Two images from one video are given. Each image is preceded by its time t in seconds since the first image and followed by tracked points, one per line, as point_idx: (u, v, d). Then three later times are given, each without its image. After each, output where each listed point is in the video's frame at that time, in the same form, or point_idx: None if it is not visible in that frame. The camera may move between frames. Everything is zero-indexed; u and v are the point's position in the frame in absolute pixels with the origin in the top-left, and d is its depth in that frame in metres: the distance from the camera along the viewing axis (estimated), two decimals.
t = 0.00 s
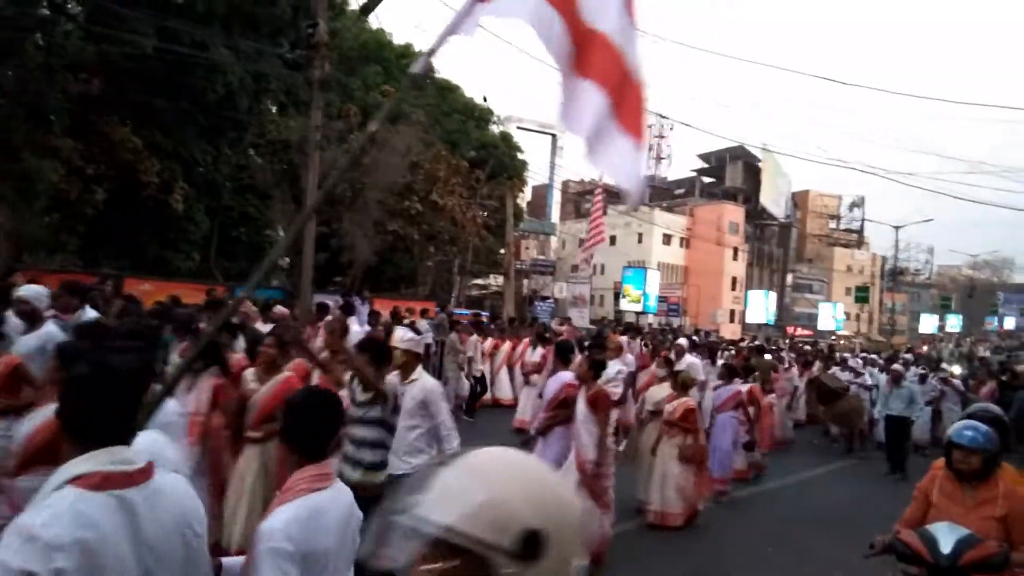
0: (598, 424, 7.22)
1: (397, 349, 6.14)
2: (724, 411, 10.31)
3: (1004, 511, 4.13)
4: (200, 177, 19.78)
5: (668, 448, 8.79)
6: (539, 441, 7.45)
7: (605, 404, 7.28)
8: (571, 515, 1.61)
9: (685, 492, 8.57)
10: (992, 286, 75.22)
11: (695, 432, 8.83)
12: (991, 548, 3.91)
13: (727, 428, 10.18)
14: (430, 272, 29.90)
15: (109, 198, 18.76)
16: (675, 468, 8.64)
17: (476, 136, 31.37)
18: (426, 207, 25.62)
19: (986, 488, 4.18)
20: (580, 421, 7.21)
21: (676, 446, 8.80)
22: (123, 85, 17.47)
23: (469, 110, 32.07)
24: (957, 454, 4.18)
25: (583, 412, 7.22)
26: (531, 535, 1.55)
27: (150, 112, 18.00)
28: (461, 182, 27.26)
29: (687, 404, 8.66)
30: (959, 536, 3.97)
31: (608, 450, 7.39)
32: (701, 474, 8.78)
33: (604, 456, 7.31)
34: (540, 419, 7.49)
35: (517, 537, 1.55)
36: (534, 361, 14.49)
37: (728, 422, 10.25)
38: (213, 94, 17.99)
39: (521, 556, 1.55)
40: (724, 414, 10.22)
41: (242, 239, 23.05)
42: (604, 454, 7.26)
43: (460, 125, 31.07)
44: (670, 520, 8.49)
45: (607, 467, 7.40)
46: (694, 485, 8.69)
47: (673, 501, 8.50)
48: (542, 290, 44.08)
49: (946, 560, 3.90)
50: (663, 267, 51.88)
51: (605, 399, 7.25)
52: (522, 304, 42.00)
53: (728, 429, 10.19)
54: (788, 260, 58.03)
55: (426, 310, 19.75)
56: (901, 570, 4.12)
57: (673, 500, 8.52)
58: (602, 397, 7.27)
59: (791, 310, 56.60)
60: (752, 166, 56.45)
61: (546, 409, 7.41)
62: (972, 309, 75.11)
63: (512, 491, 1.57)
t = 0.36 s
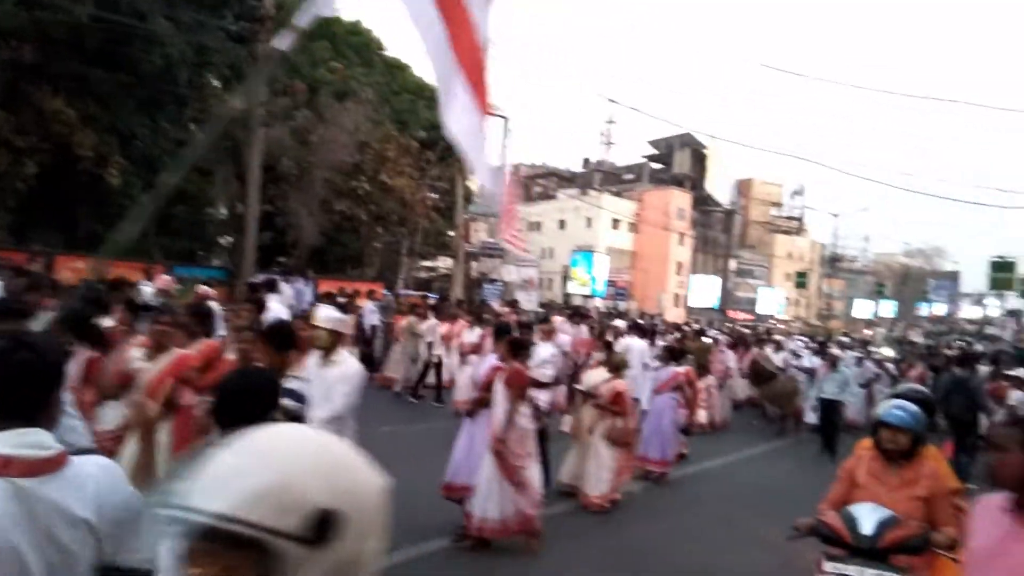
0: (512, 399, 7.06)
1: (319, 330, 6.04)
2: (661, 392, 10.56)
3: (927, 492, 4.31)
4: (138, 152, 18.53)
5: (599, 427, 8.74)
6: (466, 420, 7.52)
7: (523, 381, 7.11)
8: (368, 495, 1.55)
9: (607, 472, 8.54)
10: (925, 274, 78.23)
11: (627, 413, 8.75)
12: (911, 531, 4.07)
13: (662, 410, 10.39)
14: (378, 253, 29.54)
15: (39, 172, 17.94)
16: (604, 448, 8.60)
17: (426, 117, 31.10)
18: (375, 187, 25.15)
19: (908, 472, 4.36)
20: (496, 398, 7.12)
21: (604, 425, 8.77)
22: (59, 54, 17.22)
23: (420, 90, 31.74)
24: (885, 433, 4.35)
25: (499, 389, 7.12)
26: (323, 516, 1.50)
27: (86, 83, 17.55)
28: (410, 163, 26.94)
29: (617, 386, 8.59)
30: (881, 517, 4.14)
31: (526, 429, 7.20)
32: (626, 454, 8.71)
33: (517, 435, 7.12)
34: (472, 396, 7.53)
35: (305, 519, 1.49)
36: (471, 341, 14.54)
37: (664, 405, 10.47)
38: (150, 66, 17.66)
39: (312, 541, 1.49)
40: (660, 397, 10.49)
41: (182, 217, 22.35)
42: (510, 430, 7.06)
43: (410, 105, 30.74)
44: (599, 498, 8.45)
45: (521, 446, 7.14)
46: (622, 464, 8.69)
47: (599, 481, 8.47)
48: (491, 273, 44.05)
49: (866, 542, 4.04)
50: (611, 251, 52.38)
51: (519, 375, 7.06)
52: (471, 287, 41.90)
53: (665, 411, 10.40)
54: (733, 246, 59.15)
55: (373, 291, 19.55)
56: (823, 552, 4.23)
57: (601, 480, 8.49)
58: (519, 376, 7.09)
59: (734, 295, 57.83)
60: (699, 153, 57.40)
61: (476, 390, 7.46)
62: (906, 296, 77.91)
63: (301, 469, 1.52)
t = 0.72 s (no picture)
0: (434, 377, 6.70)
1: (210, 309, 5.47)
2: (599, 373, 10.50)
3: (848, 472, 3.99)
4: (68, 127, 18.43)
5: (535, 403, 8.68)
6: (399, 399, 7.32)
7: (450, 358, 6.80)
8: (162, 496, 1.17)
9: (544, 450, 8.39)
10: (859, 257, 81.00)
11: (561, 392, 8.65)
12: (828, 511, 3.77)
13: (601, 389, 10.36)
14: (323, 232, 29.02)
15: None
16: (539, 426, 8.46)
17: (371, 94, 30.52)
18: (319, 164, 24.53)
19: (828, 453, 4.04)
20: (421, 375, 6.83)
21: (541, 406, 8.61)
22: None
23: (365, 66, 31.23)
24: (806, 414, 4.05)
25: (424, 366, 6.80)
26: (85, 516, 1.10)
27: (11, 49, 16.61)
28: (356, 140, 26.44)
29: (549, 364, 8.62)
30: (796, 498, 3.81)
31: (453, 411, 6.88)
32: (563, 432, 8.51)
33: (438, 414, 6.74)
34: (405, 376, 7.45)
35: (59, 518, 1.09)
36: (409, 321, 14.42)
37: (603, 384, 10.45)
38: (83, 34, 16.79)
39: (70, 546, 1.10)
40: (598, 376, 10.44)
41: (117, 191, 21.49)
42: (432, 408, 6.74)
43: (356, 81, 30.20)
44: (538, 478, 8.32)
45: (443, 425, 6.78)
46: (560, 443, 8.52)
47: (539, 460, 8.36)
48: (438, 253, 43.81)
49: (784, 524, 3.73)
50: (557, 232, 52.54)
51: (443, 352, 6.75)
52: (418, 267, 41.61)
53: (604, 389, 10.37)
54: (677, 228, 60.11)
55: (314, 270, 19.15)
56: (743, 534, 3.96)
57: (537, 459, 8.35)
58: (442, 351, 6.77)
59: (677, 276, 58.78)
60: (645, 136, 57.96)
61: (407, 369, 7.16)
62: (841, 278, 80.61)
63: (45, 452, 1.12)
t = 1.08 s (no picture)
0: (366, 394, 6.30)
1: (108, 313, 4.83)
2: (535, 381, 10.29)
3: (765, 484, 3.85)
4: None
5: (476, 415, 8.50)
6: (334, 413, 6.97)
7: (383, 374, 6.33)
8: None
9: (486, 463, 8.41)
10: (797, 266, 83.29)
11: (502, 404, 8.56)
12: (739, 524, 3.58)
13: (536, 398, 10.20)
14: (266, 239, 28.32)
15: None
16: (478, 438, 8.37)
17: (317, 98, 29.99)
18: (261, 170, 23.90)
19: (747, 465, 3.88)
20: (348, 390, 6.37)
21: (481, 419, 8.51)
22: None
23: (310, 70, 30.66)
24: (723, 424, 3.88)
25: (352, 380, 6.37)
26: None
27: None
28: (301, 145, 25.86)
29: (491, 377, 8.45)
30: (706, 515, 3.61)
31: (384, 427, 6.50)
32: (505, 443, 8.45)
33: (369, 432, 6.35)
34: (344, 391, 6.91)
35: None
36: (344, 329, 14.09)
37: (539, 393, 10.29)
38: (12, 32, 15.81)
39: None
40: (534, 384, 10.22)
41: (48, 196, 20.45)
42: (371, 426, 6.33)
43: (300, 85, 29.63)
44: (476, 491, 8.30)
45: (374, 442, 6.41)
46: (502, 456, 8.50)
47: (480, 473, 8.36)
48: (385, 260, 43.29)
49: (693, 540, 3.55)
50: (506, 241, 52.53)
51: (373, 366, 6.24)
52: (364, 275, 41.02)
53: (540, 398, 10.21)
54: (623, 237, 60.48)
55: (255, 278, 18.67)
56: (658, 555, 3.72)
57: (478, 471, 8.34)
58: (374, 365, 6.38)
59: (624, 285, 59.37)
60: (592, 145, 58.49)
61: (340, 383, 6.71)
62: (781, 286, 82.66)
63: None
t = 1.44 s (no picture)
0: (329, 401, 6.16)
1: (38, 316, 4.35)
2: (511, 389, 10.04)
3: (722, 492, 3.45)
4: None
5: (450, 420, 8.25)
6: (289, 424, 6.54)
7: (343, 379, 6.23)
8: None
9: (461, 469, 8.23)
10: (777, 272, 83.90)
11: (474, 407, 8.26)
12: (686, 540, 2.97)
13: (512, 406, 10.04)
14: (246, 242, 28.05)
15: None
16: (453, 442, 8.21)
17: (298, 102, 29.77)
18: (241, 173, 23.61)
19: (704, 473, 3.47)
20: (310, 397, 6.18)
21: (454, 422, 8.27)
22: None
23: (292, 74, 30.48)
24: (680, 433, 3.45)
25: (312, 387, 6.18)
26: None
27: None
28: (282, 149, 25.67)
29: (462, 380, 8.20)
30: (652, 524, 3.04)
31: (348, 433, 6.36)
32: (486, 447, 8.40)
33: (336, 439, 6.20)
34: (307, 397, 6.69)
35: None
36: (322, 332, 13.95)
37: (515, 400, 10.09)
38: None
39: None
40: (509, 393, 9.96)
41: (23, 199, 20.13)
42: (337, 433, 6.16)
43: (281, 88, 29.42)
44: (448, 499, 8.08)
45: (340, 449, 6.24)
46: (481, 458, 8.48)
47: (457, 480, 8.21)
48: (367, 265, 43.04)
49: (634, 558, 2.93)
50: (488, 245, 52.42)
51: (334, 371, 6.15)
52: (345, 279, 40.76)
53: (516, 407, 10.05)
54: (605, 242, 60.59)
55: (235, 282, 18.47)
56: None
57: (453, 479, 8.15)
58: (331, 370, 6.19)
59: (606, 290, 59.45)
60: (574, 151, 58.62)
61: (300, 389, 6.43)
62: (761, 292, 83.19)
63: None
